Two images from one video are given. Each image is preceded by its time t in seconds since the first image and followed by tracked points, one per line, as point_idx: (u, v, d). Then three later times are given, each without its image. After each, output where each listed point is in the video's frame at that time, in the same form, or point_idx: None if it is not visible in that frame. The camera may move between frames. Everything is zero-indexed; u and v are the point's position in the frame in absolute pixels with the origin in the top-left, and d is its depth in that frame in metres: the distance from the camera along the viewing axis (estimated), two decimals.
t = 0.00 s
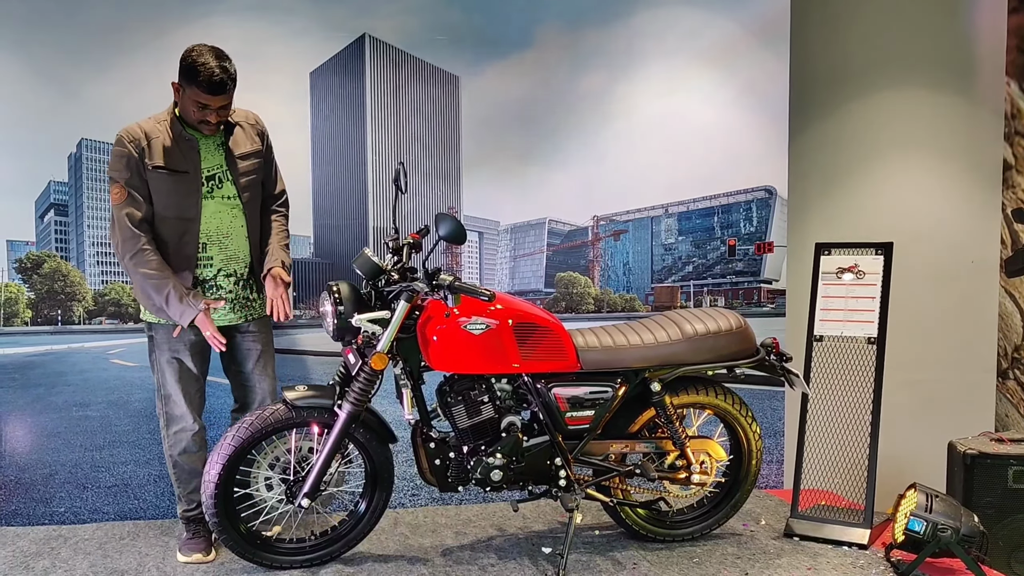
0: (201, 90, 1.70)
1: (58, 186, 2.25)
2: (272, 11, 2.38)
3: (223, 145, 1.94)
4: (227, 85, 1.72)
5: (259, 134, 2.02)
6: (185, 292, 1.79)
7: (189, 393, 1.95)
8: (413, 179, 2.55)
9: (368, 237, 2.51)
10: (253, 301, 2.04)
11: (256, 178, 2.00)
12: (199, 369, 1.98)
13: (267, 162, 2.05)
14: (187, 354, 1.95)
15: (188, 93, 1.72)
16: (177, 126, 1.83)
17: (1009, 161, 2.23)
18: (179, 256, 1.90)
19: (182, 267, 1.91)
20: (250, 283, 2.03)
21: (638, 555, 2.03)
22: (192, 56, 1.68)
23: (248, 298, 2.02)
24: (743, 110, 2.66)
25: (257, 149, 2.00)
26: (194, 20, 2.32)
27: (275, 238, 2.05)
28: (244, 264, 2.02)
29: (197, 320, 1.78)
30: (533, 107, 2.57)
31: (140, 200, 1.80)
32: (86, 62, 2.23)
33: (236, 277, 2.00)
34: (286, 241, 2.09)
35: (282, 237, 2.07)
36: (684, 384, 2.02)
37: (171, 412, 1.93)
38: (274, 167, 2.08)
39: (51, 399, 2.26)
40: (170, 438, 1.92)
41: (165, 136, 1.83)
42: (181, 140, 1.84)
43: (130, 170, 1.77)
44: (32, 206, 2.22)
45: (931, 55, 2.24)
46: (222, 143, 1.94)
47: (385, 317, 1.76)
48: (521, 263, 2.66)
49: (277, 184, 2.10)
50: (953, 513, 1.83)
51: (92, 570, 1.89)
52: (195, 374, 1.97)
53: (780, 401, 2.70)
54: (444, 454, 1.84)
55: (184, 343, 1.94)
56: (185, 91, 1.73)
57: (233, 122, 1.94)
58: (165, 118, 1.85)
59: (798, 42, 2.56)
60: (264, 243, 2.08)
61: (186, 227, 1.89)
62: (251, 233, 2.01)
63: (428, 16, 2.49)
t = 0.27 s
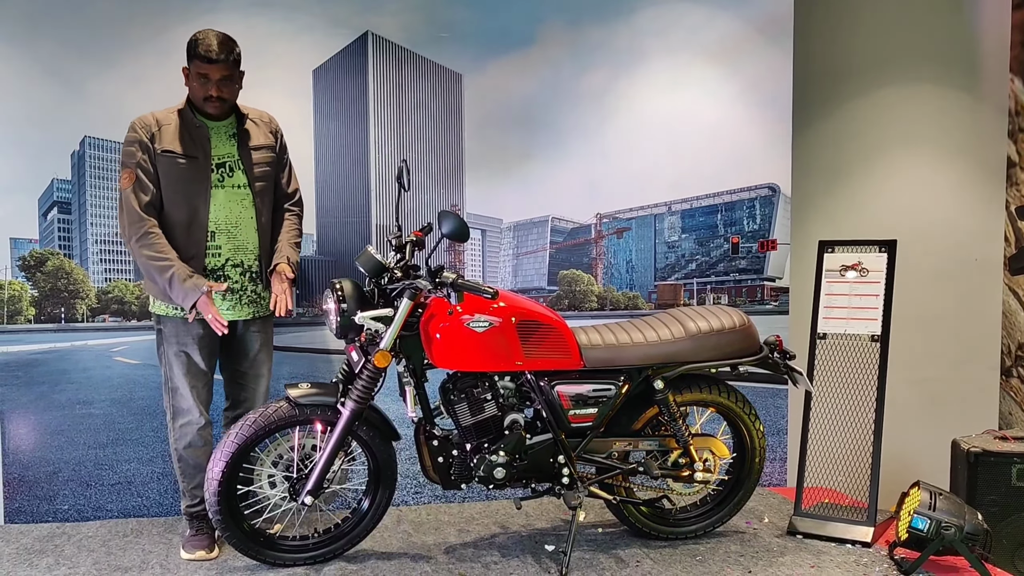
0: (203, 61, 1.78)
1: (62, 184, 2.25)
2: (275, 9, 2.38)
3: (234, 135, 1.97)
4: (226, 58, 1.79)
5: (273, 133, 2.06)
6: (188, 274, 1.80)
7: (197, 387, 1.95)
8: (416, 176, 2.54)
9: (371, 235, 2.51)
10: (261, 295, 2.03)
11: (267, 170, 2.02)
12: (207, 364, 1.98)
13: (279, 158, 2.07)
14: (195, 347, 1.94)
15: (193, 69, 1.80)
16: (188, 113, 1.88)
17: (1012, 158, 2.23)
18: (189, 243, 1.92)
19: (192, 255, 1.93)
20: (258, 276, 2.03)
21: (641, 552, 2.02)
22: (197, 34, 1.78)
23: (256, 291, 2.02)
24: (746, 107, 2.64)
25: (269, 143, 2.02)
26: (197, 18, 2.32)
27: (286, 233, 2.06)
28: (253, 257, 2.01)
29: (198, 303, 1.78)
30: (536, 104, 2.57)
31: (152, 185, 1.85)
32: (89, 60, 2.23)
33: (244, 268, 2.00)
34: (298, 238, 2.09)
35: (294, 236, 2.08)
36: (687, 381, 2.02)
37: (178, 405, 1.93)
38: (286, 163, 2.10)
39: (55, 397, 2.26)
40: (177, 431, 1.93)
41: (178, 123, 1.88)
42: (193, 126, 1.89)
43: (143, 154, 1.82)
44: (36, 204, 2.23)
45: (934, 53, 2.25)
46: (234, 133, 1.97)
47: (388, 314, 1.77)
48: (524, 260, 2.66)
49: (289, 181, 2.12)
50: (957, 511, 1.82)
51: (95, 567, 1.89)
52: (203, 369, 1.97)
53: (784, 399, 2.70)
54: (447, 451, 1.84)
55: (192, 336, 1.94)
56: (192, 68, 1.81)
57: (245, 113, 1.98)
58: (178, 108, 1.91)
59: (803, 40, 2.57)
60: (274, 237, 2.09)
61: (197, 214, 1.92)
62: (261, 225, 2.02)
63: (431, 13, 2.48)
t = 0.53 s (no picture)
0: (211, 50, 1.85)
1: (63, 181, 2.25)
2: (277, 6, 2.38)
3: (243, 133, 2.00)
4: (232, 46, 1.86)
5: (284, 137, 2.09)
6: (186, 260, 1.84)
7: (194, 381, 1.94)
8: (418, 173, 2.54)
9: (373, 232, 2.51)
10: (254, 294, 2.02)
11: (273, 170, 2.03)
12: (205, 360, 1.98)
13: (287, 160, 2.08)
14: (192, 341, 1.95)
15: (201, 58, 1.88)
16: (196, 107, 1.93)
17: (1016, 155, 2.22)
18: (188, 235, 1.93)
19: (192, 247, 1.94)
20: (253, 274, 2.02)
21: (642, 550, 2.03)
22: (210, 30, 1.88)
23: (249, 289, 2.01)
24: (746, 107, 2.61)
25: (279, 145, 2.05)
26: (199, 15, 2.31)
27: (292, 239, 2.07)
28: (249, 254, 2.00)
29: (197, 289, 1.82)
30: (537, 102, 2.56)
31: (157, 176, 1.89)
32: (91, 57, 2.23)
33: (239, 265, 1.99)
34: (303, 247, 2.09)
35: (299, 242, 2.08)
36: (689, 379, 2.01)
37: (176, 398, 1.93)
38: (296, 167, 2.12)
39: (57, 394, 2.27)
40: (175, 425, 1.92)
41: (186, 117, 1.93)
42: (200, 120, 1.93)
43: (150, 145, 1.86)
44: (38, 201, 2.23)
45: (937, 50, 2.26)
46: (243, 131, 2.00)
47: (389, 312, 1.76)
48: (526, 258, 2.66)
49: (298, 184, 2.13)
50: (959, 509, 1.82)
51: (97, 564, 1.89)
52: (202, 365, 1.97)
53: (786, 397, 2.69)
54: (449, 449, 1.83)
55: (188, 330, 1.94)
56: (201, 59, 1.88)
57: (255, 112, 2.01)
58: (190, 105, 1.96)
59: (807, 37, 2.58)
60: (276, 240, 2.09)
61: (197, 206, 1.92)
62: (261, 223, 2.01)
63: (433, 10, 2.48)
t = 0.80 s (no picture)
0: (212, 50, 1.89)
1: (65, 179, 2.25)
2: (279, 3, 2.37)
3: (239, 132, 2.02)
4: (231, 47, 1.90)
5: (281, 138, 2.10)
6: (173, 256, 1.85)
7: (166, 378, 1.96)
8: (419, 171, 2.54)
9: (375, 229, 2.51)
10: (245, 291, 2.03)
11: (267, 169, 2.04)
12: (183, 357, 2.00)
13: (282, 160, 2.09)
14: (172, 337, 1.98)
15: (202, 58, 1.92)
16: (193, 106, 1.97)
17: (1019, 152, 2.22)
18: (177, 229, 1.95)
19: (181, 242, 1.96)
20: (243, 271, 2.03)
21: (644, 548, 2.02)
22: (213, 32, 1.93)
23: (239, 286, 2.03)
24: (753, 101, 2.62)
25: (274, 145, 2.06)
26: (201, 13, 2.31)
27: (287, 238, 2.07)
28: (239, 251, 2.02)
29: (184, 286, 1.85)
30: (539, 99, 2.56)
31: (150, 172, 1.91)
32: (93, 55, 2.23)
33: (228, 261, 2.00)
34: (297, 248, 2.09)
35: (291, 244, 2.07)
36: (692, 376, 2.01)
37: (143, 392, 1.94)
38: (292, 169, 2.13)
39: (59, 392, 2.27)
40: (140, 418, 1.94)
41: (181, 115, 1.96)
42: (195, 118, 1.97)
43: (144, 141, 1.90)
44: (39, 199, 2.22)
45: (940, 46, 2.25)
46: (238, 130, 2.02)
47: (391, 310, 1.75)
48: (528, 256, 2.65)
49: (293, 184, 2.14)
50: (962, 506, 1.82)
51: (99, 562, 1.89)
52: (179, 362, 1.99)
53: (788, 394, 2.69)
54: (451, 447, 1.83)
55: (171, 326, 1.97)
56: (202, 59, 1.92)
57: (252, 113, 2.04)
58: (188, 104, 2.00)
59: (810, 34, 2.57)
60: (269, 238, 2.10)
61: (187, 202, 1.94)
62: (252, 221, 2.02)
63: (435, 8, 2.48)
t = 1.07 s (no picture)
0: (179, 47, 1.99)
1: (67, 177, 2.25)
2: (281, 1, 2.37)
3: (211, 127, 2.10)
4: (197, 41, 2.00)
5: (251, 132, 2.18)
6: (161, 248, 1.88)
7: (144, 382, 2.02)
8: (421, 169, 2.54)
9: (377, 227, 2.50)
10: (233, 284, 2.09)
11: (241, 161, 2.11)
12: (160, 363, 2.05)
13: (255, 154, 2.17)
14: (153, 346, 2.03)
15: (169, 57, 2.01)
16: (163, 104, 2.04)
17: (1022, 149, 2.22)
18: (159, 224, 2.01)
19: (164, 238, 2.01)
20: (228, 264, 2.09)
21: (647, 545, 2.02)
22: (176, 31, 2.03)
23: (226, 280, 2.08)
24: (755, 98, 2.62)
25: (246, 138, 2.14)
26: (202, 10, 2.31)
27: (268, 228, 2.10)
28: (224, 243, 2.08)
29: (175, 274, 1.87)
30: (541, 96, 2.56)
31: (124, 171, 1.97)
32: (94, 53, 2.22)
33: (213, 255, 2.07)
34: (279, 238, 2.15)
35: (274, 230, 2.11)
36: (695, 373, 2.00)
37: (123, 396, 2.01)
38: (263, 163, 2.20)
39: (61, 390, 2.26)
40: (118, 420, 2.01)
41: (152, 114, 2.03)
42: (166, 115, 2.04)
43: (116, 141, 1.96)
44: (41, 197, 2.22)
45: (943, 43, 2.24)
46: (209, 125, 2.10)
47: (394, 308, 1.75)
48: (530, 253, 2.64)
49: (267, 177, 2.20)
50: (965, 504, 1.81)
51: (102, 560, 1.89)
52: (154, 368, 2.04)
53: (790, 392, 2.69)
54: (453, 444, 1.83)
55: (153, 333, 2.03)
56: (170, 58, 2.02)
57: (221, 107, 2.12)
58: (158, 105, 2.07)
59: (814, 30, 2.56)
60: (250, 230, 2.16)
61: (166, 196, 2.00)
62: (234, 212, 2.09)
63: (437, 5, 2.47)
